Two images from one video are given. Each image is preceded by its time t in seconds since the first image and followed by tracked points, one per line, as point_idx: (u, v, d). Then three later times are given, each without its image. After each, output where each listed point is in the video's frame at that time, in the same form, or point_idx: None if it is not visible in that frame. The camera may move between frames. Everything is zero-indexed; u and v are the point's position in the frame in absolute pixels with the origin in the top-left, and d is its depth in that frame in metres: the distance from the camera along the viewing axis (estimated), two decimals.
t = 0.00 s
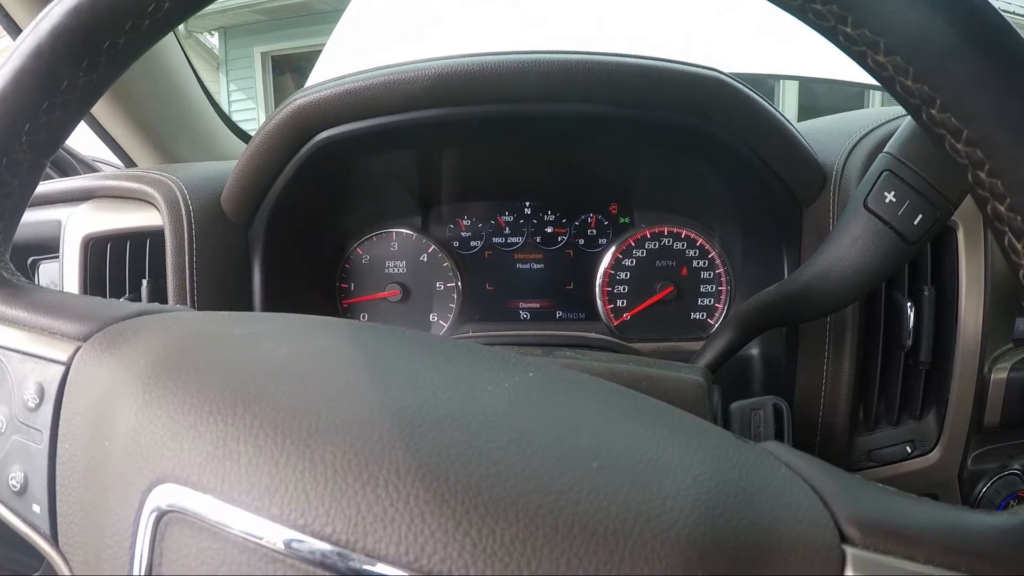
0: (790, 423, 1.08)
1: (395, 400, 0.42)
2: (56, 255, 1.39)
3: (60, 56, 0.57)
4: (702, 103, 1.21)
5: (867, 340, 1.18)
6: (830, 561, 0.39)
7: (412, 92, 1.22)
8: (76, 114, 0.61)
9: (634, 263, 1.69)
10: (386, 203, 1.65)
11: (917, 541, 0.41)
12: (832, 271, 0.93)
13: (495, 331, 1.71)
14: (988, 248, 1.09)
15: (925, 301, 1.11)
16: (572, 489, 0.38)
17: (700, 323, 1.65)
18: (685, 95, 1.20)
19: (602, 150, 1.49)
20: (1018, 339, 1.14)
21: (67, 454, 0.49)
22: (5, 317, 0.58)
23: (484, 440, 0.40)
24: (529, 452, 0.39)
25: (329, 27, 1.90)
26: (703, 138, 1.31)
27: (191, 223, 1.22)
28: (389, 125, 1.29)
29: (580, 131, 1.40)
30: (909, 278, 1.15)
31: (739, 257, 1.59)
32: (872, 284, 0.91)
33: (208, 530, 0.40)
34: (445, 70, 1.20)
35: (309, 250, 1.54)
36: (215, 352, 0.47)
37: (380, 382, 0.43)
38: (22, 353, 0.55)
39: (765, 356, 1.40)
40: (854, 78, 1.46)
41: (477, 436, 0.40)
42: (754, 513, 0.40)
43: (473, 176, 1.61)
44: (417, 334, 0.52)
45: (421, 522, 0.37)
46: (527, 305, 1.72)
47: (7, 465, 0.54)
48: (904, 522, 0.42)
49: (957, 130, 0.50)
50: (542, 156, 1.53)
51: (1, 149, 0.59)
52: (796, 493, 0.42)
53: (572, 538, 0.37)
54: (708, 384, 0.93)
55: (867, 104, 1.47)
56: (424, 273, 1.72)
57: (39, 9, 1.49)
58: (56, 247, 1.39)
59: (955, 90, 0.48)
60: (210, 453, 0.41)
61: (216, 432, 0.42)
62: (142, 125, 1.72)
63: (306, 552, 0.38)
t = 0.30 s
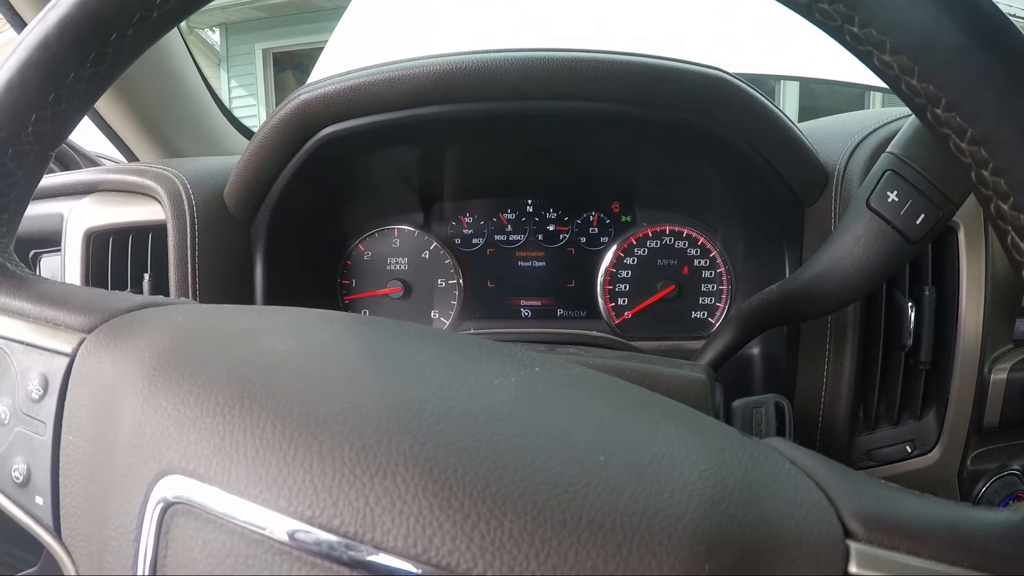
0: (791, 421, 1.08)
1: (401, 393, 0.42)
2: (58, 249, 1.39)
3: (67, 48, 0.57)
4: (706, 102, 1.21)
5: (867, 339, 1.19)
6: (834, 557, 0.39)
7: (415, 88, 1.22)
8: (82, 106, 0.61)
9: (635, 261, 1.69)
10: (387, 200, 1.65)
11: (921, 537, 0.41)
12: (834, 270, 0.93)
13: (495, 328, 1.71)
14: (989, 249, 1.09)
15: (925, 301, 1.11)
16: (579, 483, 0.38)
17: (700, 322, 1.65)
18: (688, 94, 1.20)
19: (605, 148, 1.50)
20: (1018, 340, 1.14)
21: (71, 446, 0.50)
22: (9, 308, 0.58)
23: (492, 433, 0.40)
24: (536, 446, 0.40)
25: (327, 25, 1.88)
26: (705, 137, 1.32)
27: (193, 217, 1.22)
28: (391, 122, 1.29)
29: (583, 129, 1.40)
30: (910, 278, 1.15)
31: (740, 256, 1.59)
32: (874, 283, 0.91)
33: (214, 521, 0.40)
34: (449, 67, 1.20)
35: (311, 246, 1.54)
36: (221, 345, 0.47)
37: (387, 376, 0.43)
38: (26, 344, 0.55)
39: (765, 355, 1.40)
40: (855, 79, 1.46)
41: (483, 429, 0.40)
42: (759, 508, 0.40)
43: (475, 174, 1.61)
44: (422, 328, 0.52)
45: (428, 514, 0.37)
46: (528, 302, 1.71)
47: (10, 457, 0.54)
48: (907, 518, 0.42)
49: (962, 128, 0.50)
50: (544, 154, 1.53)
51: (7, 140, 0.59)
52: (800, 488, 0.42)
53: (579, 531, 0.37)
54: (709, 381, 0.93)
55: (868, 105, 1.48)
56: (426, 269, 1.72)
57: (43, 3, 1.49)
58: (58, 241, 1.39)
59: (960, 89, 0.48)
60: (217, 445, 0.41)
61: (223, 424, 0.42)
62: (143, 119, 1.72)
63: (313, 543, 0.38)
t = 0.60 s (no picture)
0: (791, 419, 1.09)
1: (402, 391, 0.42)
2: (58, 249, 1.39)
3: (68, 48, 0.57)
4: (705, 101, 1.21)
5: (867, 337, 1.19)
6: (833, 554, 0.40)
7: (415, 87, 1.22)
8: (83, 106, 0.61)
9: (635, 260, 1.70)
10: (387, 199, 1.65)
11: (920, 534, 0.41)
12: (834, 268, 0.94)
13: (495, 327, 1.71)
14: (988, 247, 1.09)
15: (925, 299, 1.12)
16: (579, 481, 0.39)
17: (700, 320, 1.65)
18: (688, 92, 1.21)
19: (605, 147, 1.50)
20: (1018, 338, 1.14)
21: (72, 445, 0.50)
22: (10, 308, 0.58)
23: (492, 431, 0.40)
24: (537, 444, 0.40)
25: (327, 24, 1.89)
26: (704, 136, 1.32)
27: (193, 217, 1.22)
28: (391, 121, 1.29)
29: (583, 128, 1.40)
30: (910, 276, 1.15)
31: (739, 255, 1.59)
32: (873, 281, 0.91)
33: (216, 519, 0.40)
34: (448, 67, 1.20)
35: (311, 246, 1.54)
36: (222, 344, 0.47)
37: (388, 374, 0.44)
38: (27, 343, 0.55)
39: (765, 353, 1.41)
40: (854, 78, 1.46)
41: (484, 428, 0.40)
42: (759, 505, 0.40)
43: (475, 173, 1.61)
44: (422, 327, 0.52)
45: (430, 512, 0.37)
46: (528, 301, 1.71)
47: (11, 456, 0.54)
48: (907, 515, 0.42)
49: (960, 127, 0.50)
50: (544, 153, 1.53)
51: (8, 140, 0.59)
52: (800, 485, 0.42)
53: (579, 528, 0.37)
54: (710, 379, 0.93)
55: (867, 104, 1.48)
56: (426, 269, 1.72)
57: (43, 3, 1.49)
58: (58, 241, 1.39)
59: (958, 88, 0.49)
60: (219, 443, 0.42)
61: (224, 422, 0.42)
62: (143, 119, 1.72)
63: (314, 541, 0.38)
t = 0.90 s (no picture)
0: (791, 419, 1.08)
1: (402, 391, 0.42)
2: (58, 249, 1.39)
3: (67, 47, 0.57)
4: (705, 100, 1.21)
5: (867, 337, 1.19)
6: (834, 554, 0.39)
7: (414, 87, 1.22)
8: (81, 105, 0.61)
9: (635, 260, 1.69)
10: (387, 199, 1.65)
11: (921, 534, 0.41)
12: (834, 267, 0.93)
13: (495, 328, 1.71)
14: (988, 246, 1.09)
15: (926, 299, 1.12)
16: (579, 480, 0.38)
17: (700, 320, 1.65)
18: (688, 92, 1.20)
19: (604, 147, 1.50)
20: (1018, 338, 1.14)
21: (71, 445, 0.50)
22: (9, 308, 0.58)
23: (493, 431, 0.40)
24: (537, 444, 0.40)
25: (326, 24, 1.89)
26: (704, 136, 1.32)
27: (193, 217, 1.22)
28: (390, 121, 1.29)
29: (583, 127, 1.40)
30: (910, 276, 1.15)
31: (739, 254, 1.59)
32: (874, 280, 0.91)
33: (214, 520, 0.40)
34: (448, 66, 1.20)
35: (311, 246, 1.54)
36: (221, 344, 0.47)
37: (388, 374, 0.43)
38: (26, 344, 0.55)
39: (766, 353, 1.40)
40: (853, 78, 1.46)
41: (483, 428, 0.40)
42: (760, 505, 0.40)
43: (474, 173, 1.61)
44: (422, 327, 0.52)
45: (430, 512, 0.37)
46: (528, 301, 1.71)
47: (10, 457, 0.54)
48: (908, 515, 0.42)
49: (960, 126, 0.50)
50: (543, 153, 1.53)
51: (6, 139, 0.59)
52: (800, 484, 0.42)
53: (580, 529, 0.37)
54: (710, 379, 0.93)
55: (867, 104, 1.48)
56: (426, 269, 1.72)
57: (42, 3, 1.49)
58: (57, 241, 1.38)
59: (958, 87, 0.48)
60: (218, 443, 0.41)
61: (224, 422, 0.42)
62: (143, 119, 1.72)
63: (313, 542, 0.38)
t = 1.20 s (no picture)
0: (790, 420, 1.09)
1: (408, 390, 0.43)
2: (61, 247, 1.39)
3: (77, 49, 0.57)
4: (706, 103, 1.22)
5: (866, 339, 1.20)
6: (832, 552, 0.40)
7: (416, 89, 1.22)
8: (90, 106, 0.62)
9: (636, 261, 1.70)
10: (389, 199, 1.66)
11: (917, 533, 0.42)
12: (833, 269, 0.94)
13: (497, 327, 1.72)
14: (986, 250, 1.10)
15: (924, 302, 1.13)
16: (582, 478, 0.39)
17: (701, 322, 1.66)
18: (689, 95, 1.21)
19: (606, 149, 1.51)
20: (1017, 339, 1.14)
21: (79, 441, 0.50)
22: (17, 305, 0.58)
23: (496, 429, 0.41)
24: (540, 443, 0.40)
25: (329, 25, 1.90)
26: (705, 138, 1.32)
27: (197, 216, 1.23)
28: (393, 122, 1.30)
29: (584, 129, 1.41)
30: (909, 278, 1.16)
31: (740, 256, 1.60)
32: (873, 283, 0.92)
33: (222, 515, 0.41)
34: (450, 68, 1.21)
35: (313, 245, 1.55)
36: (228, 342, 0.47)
37: (394, 373, 0.44)
38: (34, 341, 0.56)
39: (765, 354, 1.41)
40: (853, 82, 1.47)
41: (487, 426, 0.41)
42: (759, 504, 0.41)
43: (476, 174, 1.61)
44: (426, 327, 0.52)
45: (436, 508, 0.38)
46: (529, 302, 1.72)
47: (17, 452, 0.55)
48: (904, 515, 0.43)
49: (956, 132, 0.51)
50: (545, 154, 1.54)
51: (16, 139, 0.60)
52: (798, 484, 0.43)
53: (582, 526, 0.38)
54: (709, 380, 0.94)
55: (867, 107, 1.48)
56: (427, 269, 1.73)
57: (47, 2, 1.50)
58: (61, 239, 1.39)
59: (955, 94, 0.49)
60: (226, 440, 0.42)
61: (231, 420, 0.43)
62: (147, 119, 1.73)
63: (320, 537, 0.38)
